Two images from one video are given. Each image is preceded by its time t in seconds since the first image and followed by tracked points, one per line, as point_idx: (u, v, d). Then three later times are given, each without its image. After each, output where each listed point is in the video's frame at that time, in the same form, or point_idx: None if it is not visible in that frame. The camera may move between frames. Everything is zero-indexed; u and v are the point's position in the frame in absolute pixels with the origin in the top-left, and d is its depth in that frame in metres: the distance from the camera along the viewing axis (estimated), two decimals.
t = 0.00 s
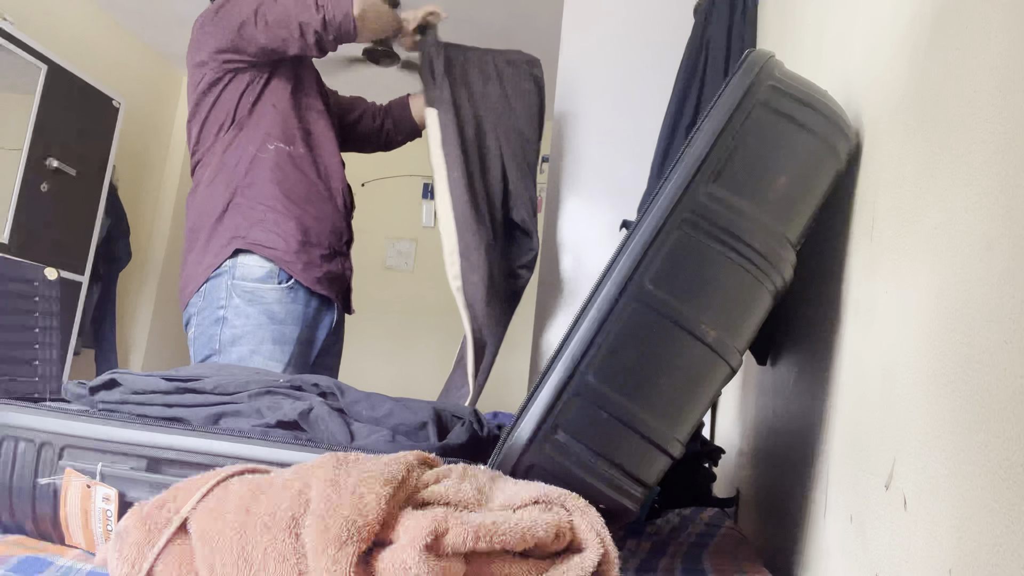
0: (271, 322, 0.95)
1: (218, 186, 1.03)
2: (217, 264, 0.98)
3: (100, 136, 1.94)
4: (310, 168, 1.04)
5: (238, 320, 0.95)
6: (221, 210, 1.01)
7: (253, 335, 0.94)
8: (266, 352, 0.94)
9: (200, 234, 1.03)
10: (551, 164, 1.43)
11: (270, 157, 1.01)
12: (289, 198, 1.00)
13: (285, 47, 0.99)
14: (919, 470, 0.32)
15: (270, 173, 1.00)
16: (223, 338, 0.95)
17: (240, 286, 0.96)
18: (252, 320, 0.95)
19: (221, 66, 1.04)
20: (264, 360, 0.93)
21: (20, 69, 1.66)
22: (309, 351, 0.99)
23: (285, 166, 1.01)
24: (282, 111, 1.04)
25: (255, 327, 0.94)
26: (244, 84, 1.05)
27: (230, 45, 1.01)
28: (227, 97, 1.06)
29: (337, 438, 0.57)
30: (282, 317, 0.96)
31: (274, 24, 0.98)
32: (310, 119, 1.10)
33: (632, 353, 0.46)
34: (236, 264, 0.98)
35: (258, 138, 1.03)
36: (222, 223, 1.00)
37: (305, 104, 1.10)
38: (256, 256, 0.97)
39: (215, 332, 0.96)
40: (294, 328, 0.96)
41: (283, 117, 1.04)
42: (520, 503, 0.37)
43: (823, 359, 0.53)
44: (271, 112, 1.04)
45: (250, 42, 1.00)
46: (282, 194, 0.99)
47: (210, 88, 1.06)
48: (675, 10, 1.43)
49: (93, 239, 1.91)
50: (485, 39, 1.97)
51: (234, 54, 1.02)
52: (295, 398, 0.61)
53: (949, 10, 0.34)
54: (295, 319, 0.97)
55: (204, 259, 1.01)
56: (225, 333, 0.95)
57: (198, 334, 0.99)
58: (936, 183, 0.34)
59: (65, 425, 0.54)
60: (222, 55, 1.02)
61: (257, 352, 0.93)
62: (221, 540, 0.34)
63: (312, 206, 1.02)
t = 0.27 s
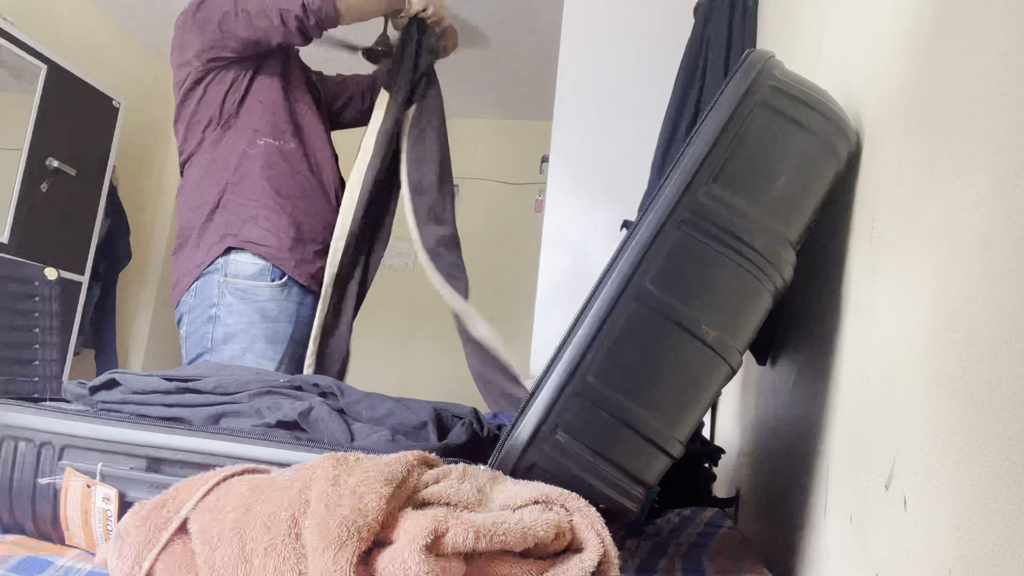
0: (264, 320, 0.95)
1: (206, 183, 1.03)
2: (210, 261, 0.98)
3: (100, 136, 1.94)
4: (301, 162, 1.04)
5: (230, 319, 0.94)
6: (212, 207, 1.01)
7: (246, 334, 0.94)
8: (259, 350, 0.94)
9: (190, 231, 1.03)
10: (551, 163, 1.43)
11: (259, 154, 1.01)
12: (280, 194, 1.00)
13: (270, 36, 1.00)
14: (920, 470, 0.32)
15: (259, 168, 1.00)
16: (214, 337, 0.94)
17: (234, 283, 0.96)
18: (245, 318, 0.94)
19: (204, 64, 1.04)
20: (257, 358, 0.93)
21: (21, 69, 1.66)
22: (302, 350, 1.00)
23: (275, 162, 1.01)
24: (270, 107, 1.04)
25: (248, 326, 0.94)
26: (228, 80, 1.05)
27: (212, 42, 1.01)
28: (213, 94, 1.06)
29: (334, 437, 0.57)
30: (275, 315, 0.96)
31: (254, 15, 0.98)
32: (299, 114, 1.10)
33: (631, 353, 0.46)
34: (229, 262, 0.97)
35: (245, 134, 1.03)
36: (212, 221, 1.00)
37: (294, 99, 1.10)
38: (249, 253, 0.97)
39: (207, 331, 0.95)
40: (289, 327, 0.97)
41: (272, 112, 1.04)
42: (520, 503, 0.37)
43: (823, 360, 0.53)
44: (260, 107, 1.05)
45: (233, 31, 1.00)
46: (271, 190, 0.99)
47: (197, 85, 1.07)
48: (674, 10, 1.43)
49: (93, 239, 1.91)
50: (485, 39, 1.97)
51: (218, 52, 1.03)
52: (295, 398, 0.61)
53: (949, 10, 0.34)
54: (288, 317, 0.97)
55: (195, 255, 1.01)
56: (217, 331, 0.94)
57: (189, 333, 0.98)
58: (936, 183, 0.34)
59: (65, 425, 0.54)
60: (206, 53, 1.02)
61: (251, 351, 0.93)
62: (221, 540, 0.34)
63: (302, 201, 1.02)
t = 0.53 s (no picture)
0: (261, 319, 0.95)
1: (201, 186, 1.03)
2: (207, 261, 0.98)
3: (100, 135, 1.94)
4: (297, 164, 1.04)
5: (227, 318, 0.94)
6: (208, 209, 1.01)
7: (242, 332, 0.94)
8: (256, 349, 0.94)
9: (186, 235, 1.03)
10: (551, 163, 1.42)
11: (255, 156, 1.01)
12: (276, 197, 1.00)
13: (262, 40, 0.98)
14: (919, 470, 0.32)
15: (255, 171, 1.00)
16: (212, 336, 0.94)
17: (231, 283, 0.96)
18: (242, 318, 0.94)
19: (199, 68, 1.04)
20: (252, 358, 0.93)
21: (21, 69, 1.66)
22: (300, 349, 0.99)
23: (270, 163, 1.01)
24: (266, 110, 1.04)
25: (245, 325, 0.94)
26: (224, 83, 1.05)
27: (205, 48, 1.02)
28: (209, 97, 1.06)
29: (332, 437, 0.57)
30: (273, 315, 0.96)
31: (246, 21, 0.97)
32: (297, 116, 1.10)
33: (631, 353, 0.46)
34: (226, 261, 0.97)
35: (242, 137, 1.03)
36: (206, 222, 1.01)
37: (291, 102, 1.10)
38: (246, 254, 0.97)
39: (205, 330, 0.95)
40: (286, 326, 0.96)
41: (269, 115, 1.04)
42: (520, 503, 0.37)
43: (823, 360, 0.53)
44: (256, 111, 1.05)
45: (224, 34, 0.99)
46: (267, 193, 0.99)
47: (193, 89, 1.07)
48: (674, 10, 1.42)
49: (93, 239, 1.91)
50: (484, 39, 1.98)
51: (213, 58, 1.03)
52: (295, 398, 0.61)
53: (949, 10, 0.34)
54: (286, 316, 0.97)
55: (190, 257, 1.01)
56: (215, 330, 0.94)
57: (187, 332, 0.99)
58: (936, 182, 0.34)
59: (65, 424, 0.54)
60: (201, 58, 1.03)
61: (246, 351, 0.93)
62: (221, 540, 0.34)
63: (297, 202, 1.02)
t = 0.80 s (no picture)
0: (254, 315, 0.95)
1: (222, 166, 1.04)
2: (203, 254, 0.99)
3: (100, 135, 1.94)
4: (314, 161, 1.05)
5: (222, 314, 0.95)
6: (222, 184, 1.01)
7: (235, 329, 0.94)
8: (250, 346, 0.94)
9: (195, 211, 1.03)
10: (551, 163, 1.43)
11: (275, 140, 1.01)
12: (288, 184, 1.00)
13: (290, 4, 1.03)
14: (919, 470, 0.32)
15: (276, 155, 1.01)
16: (207, 331, 0.95)
17: (225, 278, 0.96)
18: (236, 314, 0.94)
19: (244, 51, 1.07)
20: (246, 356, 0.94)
21: (21, 69, 1.66)
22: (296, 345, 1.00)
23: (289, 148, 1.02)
24: (294, 102, 1.06)
25: (239, 321, 0.94)
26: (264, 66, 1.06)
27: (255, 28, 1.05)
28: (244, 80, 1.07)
29: (335, 437, 0.57)
30: (266, 311, 0.95)
31: None
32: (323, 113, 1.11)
33: (631, 353, 0.46)
34: (222, 257, 0.97)
35: (265, 119, 1.03)
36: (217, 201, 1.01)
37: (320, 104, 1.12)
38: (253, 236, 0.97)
39: (200, 326, 0.96)
40: (280, 323, 0.96)
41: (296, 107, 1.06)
42: (520, 503, 0.37)
43: (823, 360, 0.53)
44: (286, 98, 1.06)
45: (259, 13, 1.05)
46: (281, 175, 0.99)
47: (228, 69, 1.08)
48: (675, 10, 1.42)
49: (94, 239, 1.91)
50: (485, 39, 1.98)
51: (254, 37, 1.05)
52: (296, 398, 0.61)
53: (949, 10, 0.34)
54: (280, 314, 0.96)
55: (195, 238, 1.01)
56: (209, 326, 0.95)
57: (183, 327, 0.99)
58: (936, 183, 0.34)
59: (65, 425, 0.54)
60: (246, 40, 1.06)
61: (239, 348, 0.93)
62: (221, 540, 0.34)
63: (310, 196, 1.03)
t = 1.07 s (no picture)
0: (233, 301, 0.95)
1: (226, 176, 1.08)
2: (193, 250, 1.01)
3: (100, 135, 1.94)
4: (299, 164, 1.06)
5: (204, 302, 0.96)
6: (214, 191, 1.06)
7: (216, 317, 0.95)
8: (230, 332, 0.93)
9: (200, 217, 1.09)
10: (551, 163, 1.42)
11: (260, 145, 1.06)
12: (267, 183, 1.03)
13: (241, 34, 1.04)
14: (919, 470, 0.32)
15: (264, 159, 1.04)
16: (191, 320, 0.96)
17: (207, 269, 0.98)
18: (216, 300, 0.95)
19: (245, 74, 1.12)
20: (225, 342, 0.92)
21: (21, 69, 1.65)
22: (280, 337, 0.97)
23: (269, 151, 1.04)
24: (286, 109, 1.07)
25: (217, 308, 0.94)
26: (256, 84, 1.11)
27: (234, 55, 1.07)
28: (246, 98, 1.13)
29: (335, 436, 0.57)
30: (244, 296, 0.95)
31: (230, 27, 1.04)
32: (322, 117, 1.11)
33: (631, 353, 0.46)
34: (208, 252, 1.00)
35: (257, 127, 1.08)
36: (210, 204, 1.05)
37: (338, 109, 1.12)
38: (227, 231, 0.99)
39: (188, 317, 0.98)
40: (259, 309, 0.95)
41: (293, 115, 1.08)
42: (520, 503, 0.37)
43: (823, 360, 0.53)
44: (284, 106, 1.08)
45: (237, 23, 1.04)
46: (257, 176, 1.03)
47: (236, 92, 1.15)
48: (674, 10, 1.42)
49: (94, 239, 1.91)
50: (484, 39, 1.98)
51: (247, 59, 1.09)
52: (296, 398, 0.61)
53: (949, 10, 0.34)
54: (259, 300, 0.96)
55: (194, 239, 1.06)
56: (194, 315, 0.96)
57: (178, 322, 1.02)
58: (936, 183, 0.34)
59: (65, 425, 0.54)
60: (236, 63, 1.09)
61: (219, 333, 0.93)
62: (220, 540, 0.34)
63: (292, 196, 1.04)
